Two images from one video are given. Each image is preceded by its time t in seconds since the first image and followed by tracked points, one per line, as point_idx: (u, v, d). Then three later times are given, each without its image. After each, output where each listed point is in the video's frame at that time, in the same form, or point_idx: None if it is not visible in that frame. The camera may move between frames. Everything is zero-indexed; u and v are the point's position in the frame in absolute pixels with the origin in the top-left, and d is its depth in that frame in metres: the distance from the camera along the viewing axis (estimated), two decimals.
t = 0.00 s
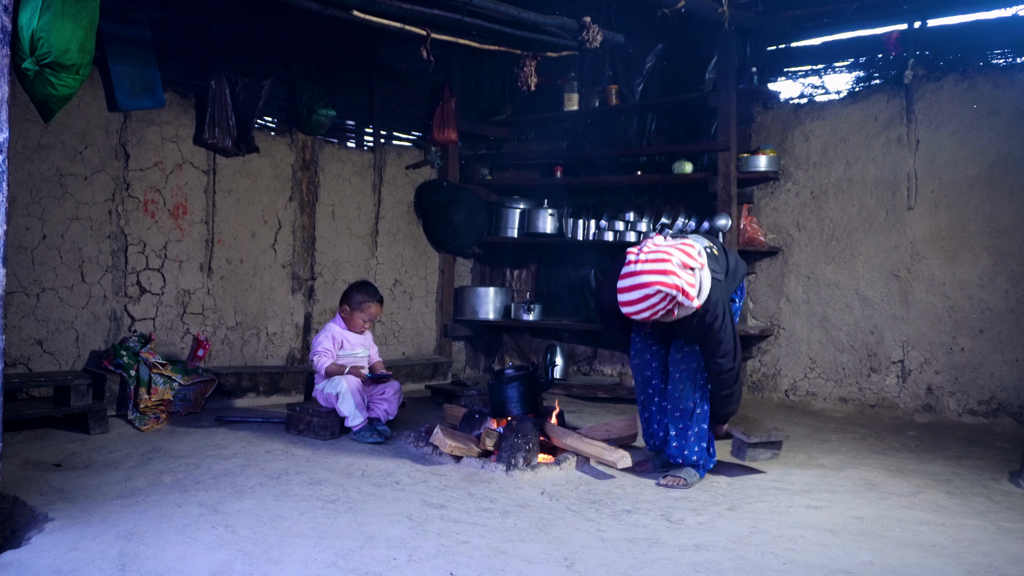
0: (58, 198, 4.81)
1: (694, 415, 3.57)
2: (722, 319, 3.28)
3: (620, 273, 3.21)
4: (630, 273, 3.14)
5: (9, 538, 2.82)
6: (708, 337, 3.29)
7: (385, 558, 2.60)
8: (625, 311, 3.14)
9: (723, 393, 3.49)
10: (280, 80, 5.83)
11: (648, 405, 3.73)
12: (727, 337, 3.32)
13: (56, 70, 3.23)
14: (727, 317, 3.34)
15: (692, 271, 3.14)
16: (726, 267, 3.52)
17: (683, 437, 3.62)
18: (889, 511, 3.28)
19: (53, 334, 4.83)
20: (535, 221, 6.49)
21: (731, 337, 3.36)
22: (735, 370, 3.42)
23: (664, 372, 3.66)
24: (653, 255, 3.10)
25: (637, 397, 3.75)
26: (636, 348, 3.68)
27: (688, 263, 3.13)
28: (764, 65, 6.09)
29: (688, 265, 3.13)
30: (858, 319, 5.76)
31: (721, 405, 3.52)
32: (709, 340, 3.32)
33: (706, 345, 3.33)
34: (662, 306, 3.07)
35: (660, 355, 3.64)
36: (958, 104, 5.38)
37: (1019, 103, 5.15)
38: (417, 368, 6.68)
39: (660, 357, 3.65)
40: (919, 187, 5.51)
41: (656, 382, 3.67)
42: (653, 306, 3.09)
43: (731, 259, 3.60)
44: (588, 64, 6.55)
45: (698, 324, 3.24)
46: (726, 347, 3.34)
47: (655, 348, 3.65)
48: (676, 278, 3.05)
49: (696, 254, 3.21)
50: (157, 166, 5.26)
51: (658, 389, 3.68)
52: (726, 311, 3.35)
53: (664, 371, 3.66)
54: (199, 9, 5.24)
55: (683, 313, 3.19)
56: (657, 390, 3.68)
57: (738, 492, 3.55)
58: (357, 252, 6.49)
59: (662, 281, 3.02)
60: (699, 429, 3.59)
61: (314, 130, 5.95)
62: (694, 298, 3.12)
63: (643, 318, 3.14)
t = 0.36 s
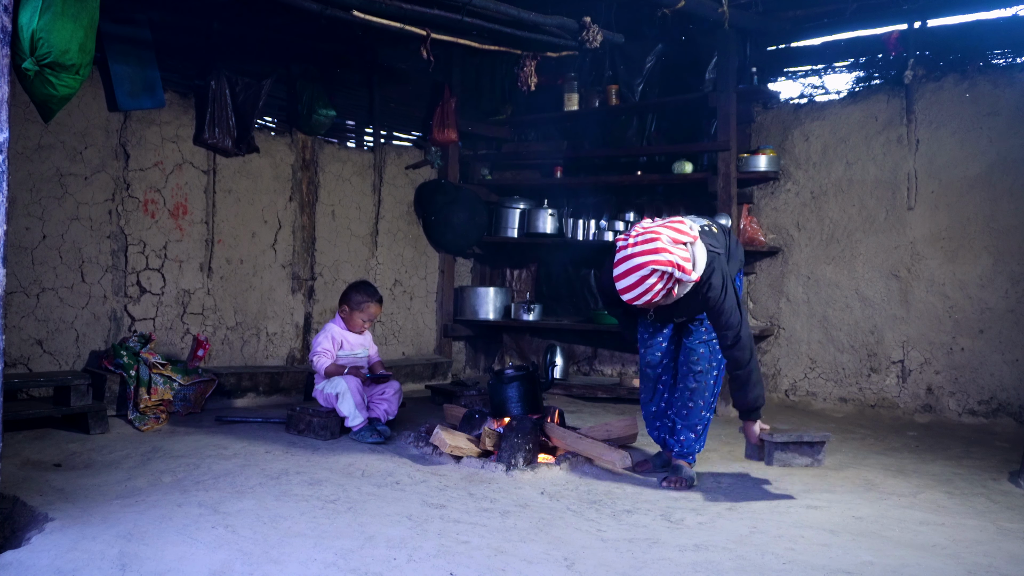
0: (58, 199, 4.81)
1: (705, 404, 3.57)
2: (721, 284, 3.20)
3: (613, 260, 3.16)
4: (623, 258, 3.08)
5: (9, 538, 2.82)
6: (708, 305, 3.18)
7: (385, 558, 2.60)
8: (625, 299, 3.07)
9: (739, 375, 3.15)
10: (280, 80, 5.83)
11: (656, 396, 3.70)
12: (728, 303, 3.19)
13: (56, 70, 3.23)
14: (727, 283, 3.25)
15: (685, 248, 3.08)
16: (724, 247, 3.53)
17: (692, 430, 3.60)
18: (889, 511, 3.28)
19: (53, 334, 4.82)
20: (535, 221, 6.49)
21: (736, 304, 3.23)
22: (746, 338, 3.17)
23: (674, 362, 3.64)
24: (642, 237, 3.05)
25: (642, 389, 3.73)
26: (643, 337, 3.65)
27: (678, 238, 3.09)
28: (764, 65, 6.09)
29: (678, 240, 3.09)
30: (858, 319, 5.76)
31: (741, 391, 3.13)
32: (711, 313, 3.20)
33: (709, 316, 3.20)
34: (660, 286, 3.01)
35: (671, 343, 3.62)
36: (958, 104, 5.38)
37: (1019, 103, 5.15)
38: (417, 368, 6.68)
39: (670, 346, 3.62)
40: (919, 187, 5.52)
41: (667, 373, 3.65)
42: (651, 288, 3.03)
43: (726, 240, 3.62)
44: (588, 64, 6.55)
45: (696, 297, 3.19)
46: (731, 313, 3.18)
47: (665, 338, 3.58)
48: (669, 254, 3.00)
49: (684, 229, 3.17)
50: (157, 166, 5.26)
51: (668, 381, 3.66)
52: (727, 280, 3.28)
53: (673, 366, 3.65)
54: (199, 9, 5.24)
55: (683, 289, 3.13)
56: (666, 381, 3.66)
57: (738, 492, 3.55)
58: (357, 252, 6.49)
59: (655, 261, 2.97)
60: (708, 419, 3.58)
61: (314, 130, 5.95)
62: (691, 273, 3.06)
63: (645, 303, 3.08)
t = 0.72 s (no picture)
0: (58, 199, 4.81)
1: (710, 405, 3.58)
2: (698, 290, 3.07)
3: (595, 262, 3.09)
4: (604, 259, 3.01)
5: (9, 538, 2.82)
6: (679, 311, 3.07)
7: (385, 558, 2.60)
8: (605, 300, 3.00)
9: (688, 383, 3.06)
10: (280, 80, 5.83)
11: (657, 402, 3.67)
12: (703, 310, 3.05)
13: (56, 70, 3.23)
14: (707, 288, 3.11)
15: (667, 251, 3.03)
16: (723, 257, 3.40)
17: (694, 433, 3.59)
18: (889, 511, 3.28)
19: (52, 334, 4.82)
20: (535, 221, 6.49)
21: (710, 315, 3.06)
22: (703, 346, 3.03)
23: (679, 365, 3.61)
24: (624, 238, 2.99)
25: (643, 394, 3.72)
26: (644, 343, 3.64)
27: (662, 241, 3.03)
28: (764, 65, 6.09)
29: (662, 243, 3.03)
30: (858, 319, 5.76)
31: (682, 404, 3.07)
32: (683, 318, 3.07)
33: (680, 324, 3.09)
34: (642, 287, 2.94)
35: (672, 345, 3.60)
36: (958, 104, 5.38)
37: (1019, 103, 5.15)
38: (417, 368, 6.68)
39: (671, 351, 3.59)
40: (919, 187, 5.51)
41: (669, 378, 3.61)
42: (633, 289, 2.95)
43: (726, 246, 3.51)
44: (588, 64, 6.55)
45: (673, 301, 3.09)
46: (702, 321, 3.04)
47: (669, 342, 3.59)
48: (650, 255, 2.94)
49: (670, 234, 3.12)
50: (157, 166, 5.26)
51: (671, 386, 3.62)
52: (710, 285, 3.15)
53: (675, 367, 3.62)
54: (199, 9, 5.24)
55: (666, 294, 3.07)
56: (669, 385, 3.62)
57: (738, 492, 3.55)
58: (357, 252, 6.49)
59: (634, 262, 2.90)
60: (715, 422, 3.58)
61: (314, 130, 5.95)
62: (673, 276, 3.00)
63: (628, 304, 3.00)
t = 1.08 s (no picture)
0: (58, 198, 4.81)
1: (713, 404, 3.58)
2: (684, 263, 2.94)
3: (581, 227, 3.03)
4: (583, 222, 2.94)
5: (9, 538, 2.82)
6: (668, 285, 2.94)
7: (385, 558, 2.60)
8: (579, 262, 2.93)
9: (688, 363, 3.02)
10: (280, 80, 5.83)
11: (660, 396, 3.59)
12: (693, 286, 2.94)
13: (56, 70, 3.23)
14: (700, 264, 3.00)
15: (649, 220, 2.88)
16: (712, 236, 3.32)
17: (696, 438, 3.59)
18: (889, 511, 3.28)
19: (52, 334, 4.82)
20: (535, 221, 6.49)
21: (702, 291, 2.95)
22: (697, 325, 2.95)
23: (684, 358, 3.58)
24: (606, 202, 2.91)
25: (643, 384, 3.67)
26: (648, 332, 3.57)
27: (646, 209, 2.89)
28: (764, 65, 6.09)
29: (645, 211, 2.88)
30: (858, 319, 5.76)
31: (683, 383, 3.05)
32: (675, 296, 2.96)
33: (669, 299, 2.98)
34: (613, 252, 2.83)
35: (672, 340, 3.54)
36: (958, 104, 5.38)
37: (1019, 103, 5.15)
38: (417, 368, 6.68)
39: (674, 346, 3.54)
40: (919, 187, 5.51)
41: (671, 377, 3.53)
42: (603, 253, 2.84)
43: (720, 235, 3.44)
44: (588, 64, 6.55)
45: (660, 279, 2.96)
46: (692, 299, 2.93)
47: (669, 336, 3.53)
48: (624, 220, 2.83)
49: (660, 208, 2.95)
50: (157, 166, 5.26)
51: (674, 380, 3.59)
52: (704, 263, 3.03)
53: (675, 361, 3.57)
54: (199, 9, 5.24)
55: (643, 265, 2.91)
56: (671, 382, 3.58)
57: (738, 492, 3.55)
58: (357, 252, 6.49)
59: (605, 223, 2.82)
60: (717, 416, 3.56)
61: (314, 130, 5.95)
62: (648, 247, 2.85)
63: (600, 270, 2.90)
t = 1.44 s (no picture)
0: (58, 199, 4.81)
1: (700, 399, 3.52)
2: (660, 188, 3.06)
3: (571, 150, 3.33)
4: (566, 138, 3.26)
5: (9, 538, 2.82)
6: (646, 214, 3.06)
7: (385, 558, 2.60)
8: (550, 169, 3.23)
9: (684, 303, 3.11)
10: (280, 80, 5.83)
11: (643, 383, 3.34)
12: (675, 214, 3.05)
13: (56, 70, 3.23)
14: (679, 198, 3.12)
15: (620, 138, 3.09)
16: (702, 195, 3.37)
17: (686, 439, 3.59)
18: (889, 511, 3.28)
19: (52, 334, 4.81)
20: (535, 221, 6.49)
21: (682, 223, 3.06)
22: (679, 258, 3.04)
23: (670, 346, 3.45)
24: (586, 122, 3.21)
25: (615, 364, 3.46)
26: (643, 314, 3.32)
27: (617, 129, 3.12)
28: (764, 65, 6.09)
29: (615, 131, 3.11)
30: (858, 319, 5.77)
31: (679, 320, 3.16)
32: (653, 224, 3.05)
33: (648, 228, 3.08)
34: (571, 155, 3.09)
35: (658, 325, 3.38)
36: (958, 104, 5.38)
37: (1019, 103, 5.14)
38: (417, 368, 6.69)
39: (660, 334, 3.36)
40: (919, 187, 5.51)
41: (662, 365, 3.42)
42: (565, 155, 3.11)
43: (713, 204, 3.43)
44: (588, 64, 6.55)
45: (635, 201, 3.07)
46: (674, 230, 3.02)
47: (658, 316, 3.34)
48: (588, 128, 3.10)
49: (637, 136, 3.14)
50: (157, 166, 5.26)
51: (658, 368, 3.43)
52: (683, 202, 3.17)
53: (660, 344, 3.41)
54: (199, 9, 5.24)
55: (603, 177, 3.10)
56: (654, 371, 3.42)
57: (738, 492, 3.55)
58: (357, 252, 6.50)
59: (570, 127, 3.11)
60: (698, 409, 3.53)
61: (314, 130, 5.95)
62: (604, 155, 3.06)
63: (571, 182, 3.17)
